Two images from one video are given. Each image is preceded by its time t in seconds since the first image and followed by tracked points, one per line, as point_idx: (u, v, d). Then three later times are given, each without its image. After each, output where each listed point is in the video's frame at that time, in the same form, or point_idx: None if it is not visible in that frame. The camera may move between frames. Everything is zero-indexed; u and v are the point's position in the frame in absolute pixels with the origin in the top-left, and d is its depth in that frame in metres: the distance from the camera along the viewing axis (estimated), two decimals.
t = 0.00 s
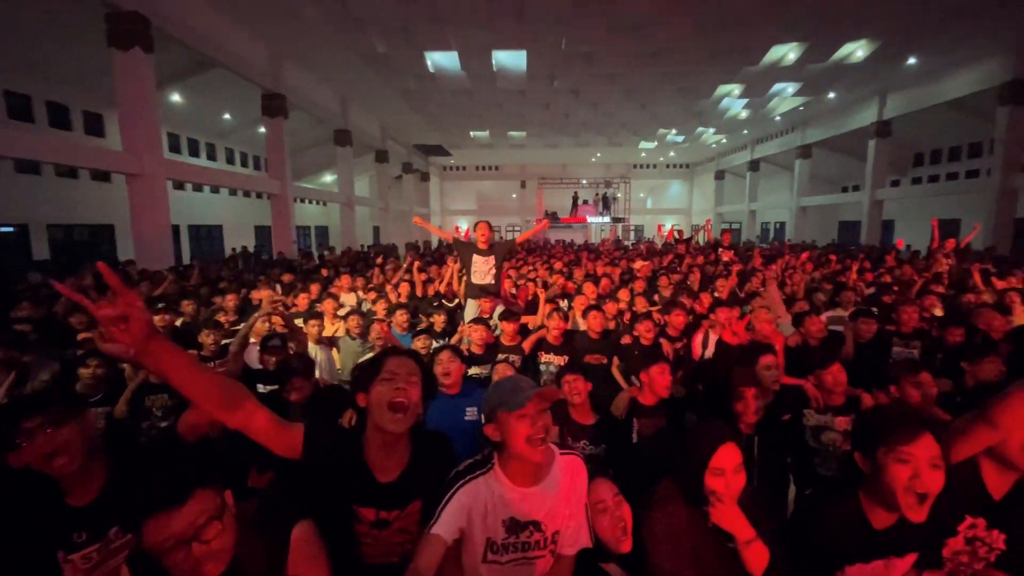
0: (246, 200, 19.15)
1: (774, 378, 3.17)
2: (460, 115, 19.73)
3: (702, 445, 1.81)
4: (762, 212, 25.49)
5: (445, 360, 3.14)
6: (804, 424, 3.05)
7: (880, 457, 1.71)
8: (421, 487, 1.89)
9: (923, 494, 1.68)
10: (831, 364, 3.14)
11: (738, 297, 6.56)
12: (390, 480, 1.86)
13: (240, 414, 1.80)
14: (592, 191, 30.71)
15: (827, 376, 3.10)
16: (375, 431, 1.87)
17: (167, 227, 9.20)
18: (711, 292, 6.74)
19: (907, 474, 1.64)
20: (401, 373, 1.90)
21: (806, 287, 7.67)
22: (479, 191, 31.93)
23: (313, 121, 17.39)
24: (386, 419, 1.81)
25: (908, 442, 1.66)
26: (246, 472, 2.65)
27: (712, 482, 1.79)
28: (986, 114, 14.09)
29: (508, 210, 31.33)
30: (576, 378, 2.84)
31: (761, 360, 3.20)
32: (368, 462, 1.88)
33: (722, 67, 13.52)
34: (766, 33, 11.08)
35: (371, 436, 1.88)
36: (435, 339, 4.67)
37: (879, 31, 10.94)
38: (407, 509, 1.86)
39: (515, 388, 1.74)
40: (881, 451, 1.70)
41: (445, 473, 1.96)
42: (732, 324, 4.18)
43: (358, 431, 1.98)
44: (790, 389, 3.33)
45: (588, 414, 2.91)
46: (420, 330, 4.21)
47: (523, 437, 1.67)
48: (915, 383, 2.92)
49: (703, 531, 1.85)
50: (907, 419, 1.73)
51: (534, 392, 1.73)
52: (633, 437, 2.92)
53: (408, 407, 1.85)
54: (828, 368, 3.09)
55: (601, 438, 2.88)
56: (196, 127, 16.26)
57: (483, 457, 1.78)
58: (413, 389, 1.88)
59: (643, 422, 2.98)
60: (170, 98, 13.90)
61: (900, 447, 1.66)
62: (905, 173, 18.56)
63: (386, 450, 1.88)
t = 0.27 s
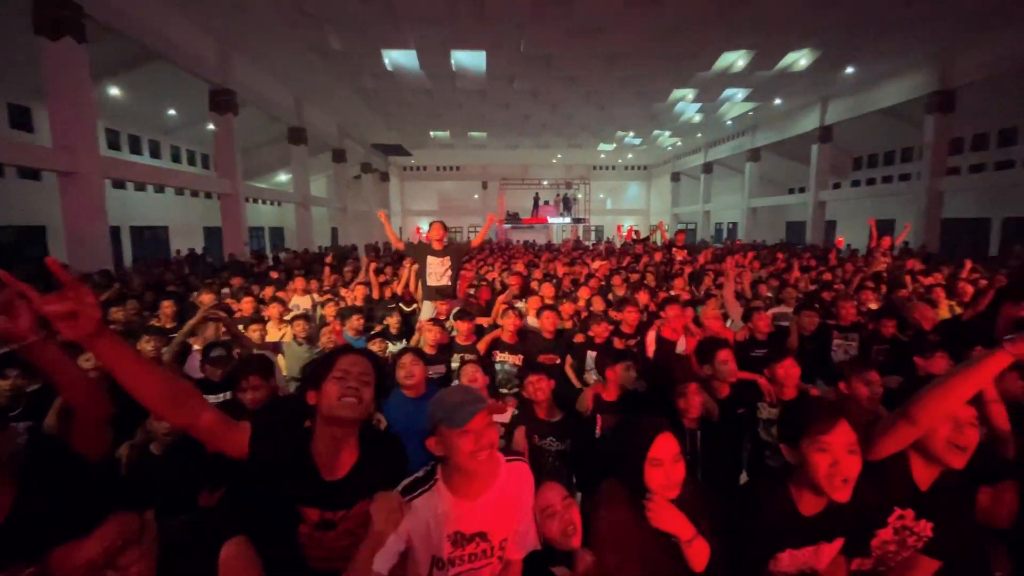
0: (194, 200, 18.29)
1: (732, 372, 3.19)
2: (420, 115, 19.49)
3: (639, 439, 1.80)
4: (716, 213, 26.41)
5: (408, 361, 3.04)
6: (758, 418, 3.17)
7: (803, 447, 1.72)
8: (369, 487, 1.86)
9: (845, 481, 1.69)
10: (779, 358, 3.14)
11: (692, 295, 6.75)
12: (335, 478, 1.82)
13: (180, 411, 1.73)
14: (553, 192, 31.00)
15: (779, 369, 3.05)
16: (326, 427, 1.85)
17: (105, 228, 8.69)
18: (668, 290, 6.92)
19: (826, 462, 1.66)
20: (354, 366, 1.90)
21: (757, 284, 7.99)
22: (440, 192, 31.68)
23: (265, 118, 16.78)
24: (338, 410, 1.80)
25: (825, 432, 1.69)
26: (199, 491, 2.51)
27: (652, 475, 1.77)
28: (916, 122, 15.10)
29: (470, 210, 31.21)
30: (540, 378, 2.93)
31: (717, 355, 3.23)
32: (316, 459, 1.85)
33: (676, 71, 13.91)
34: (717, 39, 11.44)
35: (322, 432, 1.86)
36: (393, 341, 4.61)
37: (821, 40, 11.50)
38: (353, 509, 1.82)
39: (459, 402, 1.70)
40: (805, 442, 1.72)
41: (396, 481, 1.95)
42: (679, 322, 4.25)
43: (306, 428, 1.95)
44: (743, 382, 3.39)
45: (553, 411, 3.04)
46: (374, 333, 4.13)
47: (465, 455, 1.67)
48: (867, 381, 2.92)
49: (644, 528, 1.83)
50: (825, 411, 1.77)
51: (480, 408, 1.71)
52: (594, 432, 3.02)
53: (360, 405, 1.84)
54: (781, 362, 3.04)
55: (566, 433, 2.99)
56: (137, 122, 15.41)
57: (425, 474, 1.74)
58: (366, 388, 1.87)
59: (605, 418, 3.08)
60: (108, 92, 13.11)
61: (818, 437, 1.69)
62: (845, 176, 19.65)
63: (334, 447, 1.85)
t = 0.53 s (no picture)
0: (124, 200, 17.09)
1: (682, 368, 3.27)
2: (370, 114, 19.06)
3: (572, 435, 1.75)
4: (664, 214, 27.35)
5: (368, 366, 3.02)
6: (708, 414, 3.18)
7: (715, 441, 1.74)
8: (303, 497, 1.81)
9: (754, 469, 1.73)
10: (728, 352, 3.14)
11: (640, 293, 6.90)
12: (270, 488, 1.77)
13: (98, 427, 1.47)
14: (507, 194, 31.08)
15: (726, 365, 3.06)
16: (259, 437, 1.77)
17: (18, 231, 8.00)
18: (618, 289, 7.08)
19: (734, 455, 1.68)
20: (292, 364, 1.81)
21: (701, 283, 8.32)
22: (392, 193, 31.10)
23: (202, 114, 15.89)
24: (274, 422, 1.72)
25: (731, 425, 1.71)
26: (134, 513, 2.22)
27: (585, 472, 1.71)
28: (843, 130, 16.19)
29: (423, 212, 30.82)
30: (504, 375, 2.89)
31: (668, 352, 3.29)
32: (249, 468, 1.78)
33: (624, 77, 14.27)
34: (662, 46, 11.81)
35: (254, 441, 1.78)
36: (339, 347, 4.47)
37: (757, 51, 12.11)
38: (289, 519, 1.78)
39: (387, 418, 1.64)
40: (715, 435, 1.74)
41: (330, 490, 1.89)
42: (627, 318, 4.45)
43: (236, 435, 1.87)
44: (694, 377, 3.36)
45: (518, 409, 3.00)
46: (320, 339, 3.99)
47: (390, 476, 1.61)
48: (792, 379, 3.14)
49: (580, 523, 1.77)
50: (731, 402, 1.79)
51: (411, 428, 1.65)
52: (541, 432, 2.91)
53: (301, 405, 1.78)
54: (729, 359, 3.04)
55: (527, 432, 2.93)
56: (57, 116, 14.26)
57: (355, 485, 1.68)
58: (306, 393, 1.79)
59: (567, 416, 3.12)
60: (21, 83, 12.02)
61: (724, 430, 1.71)
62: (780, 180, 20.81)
63: (269, 457, 1.78)
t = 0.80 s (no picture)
0: (38, 201, 15.69)
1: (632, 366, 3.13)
2: (315, 112, 18.45)
3: (502, 441, 1.74)
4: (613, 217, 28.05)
5: (317, 373, 2.93)
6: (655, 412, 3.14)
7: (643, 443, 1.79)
8: (225, 516, 1.72)
9: (680, 470, 1.78)
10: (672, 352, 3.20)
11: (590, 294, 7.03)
12: (187, 508, 1.66)
13: None
14: (458, 196, 30.92)
15: (666, 362, 3.17)
16: (175, 451, 1.66)
17: None
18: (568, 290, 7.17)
19: (661, 457, 1.73)
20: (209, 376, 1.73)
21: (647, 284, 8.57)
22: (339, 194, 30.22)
23: (129, 109, 14.84)
24: (192, 436, 1.62)
25: (656, 427, 1.75)
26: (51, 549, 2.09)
27: (513, 477, 1.72)
28: (775, 137, 17.18)
29: (373, 214, 30.13)
30: (455, 374, 2.80)
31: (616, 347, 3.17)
32: (165, 487, 1.66)
33: (572, 81, 14.51)
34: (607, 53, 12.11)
35: (171, 456, 1.67)
36: (274, 355, 4.28)
37: (696, 61, 12.64)
38: (208, 540, 1.68)
39: (328, 431, 1.64)
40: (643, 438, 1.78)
41: (252, 508, 1.80)
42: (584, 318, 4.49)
43: (149, 454, 1.75)
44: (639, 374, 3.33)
45: (468, 409, 2.87)
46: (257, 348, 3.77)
47: (331, 490, 1.58)
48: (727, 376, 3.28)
49: (513, 525, 1.78)
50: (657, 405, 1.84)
51: (352, 439, 1.64)
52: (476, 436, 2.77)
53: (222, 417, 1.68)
54: (669, 356, 3.14)
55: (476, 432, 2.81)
56: None
57: (281, 508, 1.61)
58: (230, 406, 1.71)
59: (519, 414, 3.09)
60: None
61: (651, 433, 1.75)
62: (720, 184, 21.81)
63: (188, 474, 1.68)
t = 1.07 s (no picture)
0: None
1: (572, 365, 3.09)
2: (250, 110, 17.58)
3: (436, 442, 1.74)
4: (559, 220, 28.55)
5: (250, 385, 2.78)
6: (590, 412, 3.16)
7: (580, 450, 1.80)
8: (127, 550, 1.61)
9: (612, 477, 1.80)
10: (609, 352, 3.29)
11: (536, 295, 7.10)
12: (78, 551, 1.53)
13: None
14: (404, 198, 30.41)
15: (604, 363, 3.25)
16: (64, 490, 1.52)
17: None
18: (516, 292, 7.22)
19: (596, 466, 1.75)
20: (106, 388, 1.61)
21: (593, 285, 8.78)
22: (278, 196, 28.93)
23: (35, 101, 13.53)
24: (86, 472, 1.49)
25: (592, 435, 1.77)
26: None
27: (447, 483, 1.71)
28: (709, 145, 18.10)
29: (314, 216, 29.05)
30: (395, 380, 2.77)
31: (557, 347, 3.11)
32: (47, 534, 1.51)
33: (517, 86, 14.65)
34: (551, 58, 12.30)
35: (56, 496, 1.53)
36: (199, 368, 4.08)
37: (636, 69, 13.08)
38: None
39: (234, 436, 1.62)
40: (580, 444, 1.79)
41: (167, 535, 1.74)
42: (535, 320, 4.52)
43: (24, 493, 1.58)
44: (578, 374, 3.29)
45: (406, 414, 2.84)
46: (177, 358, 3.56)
47: (244, 495, 1.59)
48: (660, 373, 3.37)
49: (448, 532, 1.76)
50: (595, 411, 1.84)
51: (259, 441, 1.64)
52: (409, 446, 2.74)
53: (119, 443, 1.55)
54: (606, 357, 3.23)
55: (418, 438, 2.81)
56: None
57: (187, 539, 1.63)
58: (126, 434, 1.57)
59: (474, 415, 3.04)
60: None
61: (587, 441, 1.76)
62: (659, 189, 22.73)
63: (76, 511, 1.55)
